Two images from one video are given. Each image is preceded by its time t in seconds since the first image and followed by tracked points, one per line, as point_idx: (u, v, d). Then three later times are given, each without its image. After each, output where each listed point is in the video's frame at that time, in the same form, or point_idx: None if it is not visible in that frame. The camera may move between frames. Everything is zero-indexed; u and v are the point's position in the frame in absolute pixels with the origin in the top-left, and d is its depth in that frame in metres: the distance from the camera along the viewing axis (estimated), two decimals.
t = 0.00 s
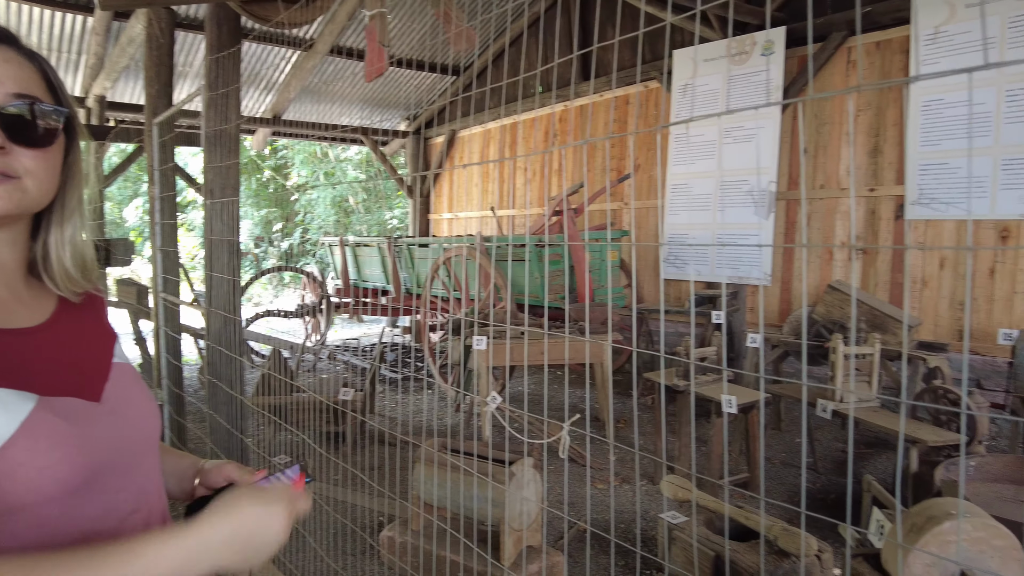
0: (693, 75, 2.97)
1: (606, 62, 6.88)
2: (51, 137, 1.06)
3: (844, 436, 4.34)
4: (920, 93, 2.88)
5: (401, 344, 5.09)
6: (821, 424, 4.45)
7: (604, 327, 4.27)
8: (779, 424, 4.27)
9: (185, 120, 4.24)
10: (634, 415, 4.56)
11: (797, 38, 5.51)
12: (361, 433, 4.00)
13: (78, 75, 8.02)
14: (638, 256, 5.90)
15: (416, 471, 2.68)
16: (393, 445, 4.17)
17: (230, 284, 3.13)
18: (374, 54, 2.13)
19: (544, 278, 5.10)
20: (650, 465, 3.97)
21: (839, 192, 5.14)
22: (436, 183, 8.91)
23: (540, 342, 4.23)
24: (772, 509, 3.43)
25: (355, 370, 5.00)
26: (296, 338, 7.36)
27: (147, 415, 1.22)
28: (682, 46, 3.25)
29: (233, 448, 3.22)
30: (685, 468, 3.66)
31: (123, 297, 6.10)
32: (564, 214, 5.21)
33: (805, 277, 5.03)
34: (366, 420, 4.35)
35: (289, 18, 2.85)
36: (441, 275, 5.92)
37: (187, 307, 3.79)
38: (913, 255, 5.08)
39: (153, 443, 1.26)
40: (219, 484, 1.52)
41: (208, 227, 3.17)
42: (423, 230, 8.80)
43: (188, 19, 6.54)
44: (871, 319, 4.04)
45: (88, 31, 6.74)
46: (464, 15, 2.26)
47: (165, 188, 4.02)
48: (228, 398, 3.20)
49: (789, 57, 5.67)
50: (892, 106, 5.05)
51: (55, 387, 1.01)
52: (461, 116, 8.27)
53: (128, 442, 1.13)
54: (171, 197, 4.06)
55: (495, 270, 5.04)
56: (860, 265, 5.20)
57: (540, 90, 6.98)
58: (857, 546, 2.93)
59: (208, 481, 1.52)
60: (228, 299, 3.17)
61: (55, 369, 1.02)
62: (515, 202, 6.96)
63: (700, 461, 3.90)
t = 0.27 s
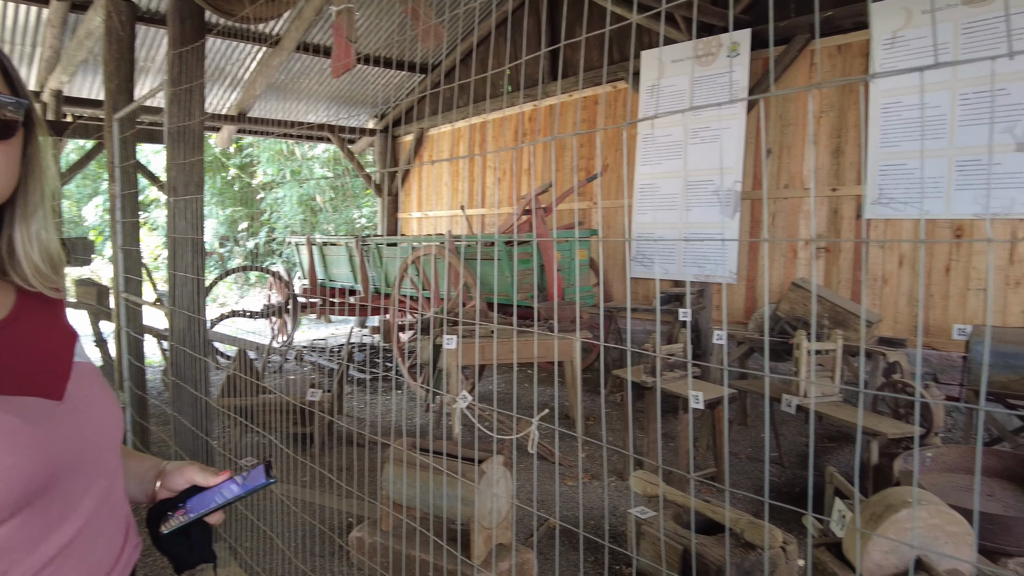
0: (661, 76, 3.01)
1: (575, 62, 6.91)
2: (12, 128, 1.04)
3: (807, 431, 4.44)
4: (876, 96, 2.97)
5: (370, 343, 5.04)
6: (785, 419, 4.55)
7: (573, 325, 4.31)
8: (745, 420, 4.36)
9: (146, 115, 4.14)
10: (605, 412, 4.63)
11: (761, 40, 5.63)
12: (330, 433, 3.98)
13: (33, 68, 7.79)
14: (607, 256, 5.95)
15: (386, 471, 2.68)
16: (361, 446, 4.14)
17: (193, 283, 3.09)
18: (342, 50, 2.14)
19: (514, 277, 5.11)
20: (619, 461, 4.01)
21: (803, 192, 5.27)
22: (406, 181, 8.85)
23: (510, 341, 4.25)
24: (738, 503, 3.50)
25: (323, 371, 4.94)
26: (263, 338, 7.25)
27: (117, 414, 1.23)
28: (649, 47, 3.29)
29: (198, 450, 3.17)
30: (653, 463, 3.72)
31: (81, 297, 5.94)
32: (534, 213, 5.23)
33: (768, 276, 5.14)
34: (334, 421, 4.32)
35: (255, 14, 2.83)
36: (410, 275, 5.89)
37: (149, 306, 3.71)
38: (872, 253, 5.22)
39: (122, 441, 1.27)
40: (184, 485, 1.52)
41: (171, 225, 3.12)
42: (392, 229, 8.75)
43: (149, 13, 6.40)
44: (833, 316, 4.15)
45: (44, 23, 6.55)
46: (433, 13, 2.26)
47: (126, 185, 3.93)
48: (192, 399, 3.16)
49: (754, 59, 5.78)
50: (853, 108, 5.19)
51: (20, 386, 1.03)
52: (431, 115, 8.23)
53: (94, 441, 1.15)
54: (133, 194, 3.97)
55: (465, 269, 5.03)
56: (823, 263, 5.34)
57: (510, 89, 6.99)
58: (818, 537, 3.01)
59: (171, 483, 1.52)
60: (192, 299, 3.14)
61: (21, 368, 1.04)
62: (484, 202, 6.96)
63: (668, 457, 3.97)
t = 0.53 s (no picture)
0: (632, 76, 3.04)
1: (548, 62, 6.94)
2: None
3: (776, 426, 4.53)
4: (841, 98, 3.04)
5: (342, 344, 5.00)
6: (755, 415, 4.63)
7: (546, 324, 4.32)
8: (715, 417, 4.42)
9: (110, 112, 4.06)
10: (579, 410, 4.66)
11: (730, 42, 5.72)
12: (301, 435, 3.94)
13: None
14: (580, 255, 5.99)
15: (357, 472, 2.66)
16: (333, 447, 4.10)
17: (160, 284, 3.04)
18: (312, 48, 2.12)
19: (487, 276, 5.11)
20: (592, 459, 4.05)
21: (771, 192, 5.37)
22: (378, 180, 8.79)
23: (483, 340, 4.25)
24: (708, 498, 3.56)
25: (294, 372, 4.88)
26: (232, 340, 7.14)
27: (72, 420, 1.26)
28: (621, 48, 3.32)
29: (164, 453, 3.11)
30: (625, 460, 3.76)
31: (42, 298, 5.78)
32: (508, 212, 5.23)
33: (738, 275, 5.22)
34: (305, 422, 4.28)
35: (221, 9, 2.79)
36: (382, 274, 5.85)
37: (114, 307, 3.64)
38: (838, 252, 5.33)
39: (80, 446, 1.30)
40: (151, 490, 1.51)
41: (136, 225, 3.07)
42: (364, 228, 8.68)
43: (112, 7, 6.27)
44: (800, 314, 4.24)
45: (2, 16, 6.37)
46: (403, 12, 2.26)
47: (89, 184, 3.85)
48: (159, 401, 3.10)
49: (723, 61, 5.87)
50: (819, 110, 5.29)
51: None
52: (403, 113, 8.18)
53: (43, 447, 1.18)
54: (96, 193, 3.88)
55: (438, 268, 5.02)
56: (790, 262, 5.44)
57: (482, 88, 6.99)
58: (785, 530, 3.08)
59: (137, 488, 1.51)
60: (159, 300, 3.08)
61: None
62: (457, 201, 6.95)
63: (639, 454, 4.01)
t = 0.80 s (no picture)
0: (607, 77, 3.05)
1: (523, 62, 6.94)
2: None
3: (748, 423, 4.59)
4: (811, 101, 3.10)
5: (316, 345, 4.95)
6: (728, 412, 4.69)
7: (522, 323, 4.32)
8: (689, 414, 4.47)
9: (75, 109, 3.97)
10: (555, 409, 4.68)
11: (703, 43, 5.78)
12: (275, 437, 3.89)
13: None
14: (555, 254, 6.01)
15: (330, 475, 2.64)
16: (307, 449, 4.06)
17: (129, 285, 2.99)
18: (283, 46, 2.10)
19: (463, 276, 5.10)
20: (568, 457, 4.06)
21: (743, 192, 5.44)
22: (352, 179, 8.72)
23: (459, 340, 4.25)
24: (682, 495, 3.60)
25: (267, 373, 4.83)
26: (204, 341, 7.04)
27: (31, 423, 1.23)
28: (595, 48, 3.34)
29: (133, 457, 3.06)
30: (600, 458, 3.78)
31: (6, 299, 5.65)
32: (483, 212, 5.23)
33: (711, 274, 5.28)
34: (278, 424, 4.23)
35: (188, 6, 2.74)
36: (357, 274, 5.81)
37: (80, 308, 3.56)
38: (808, 251, 5.42)
39: (39, 450, 1.27)
40: (112, 487, 1.52)
41: (103, 224, 3.01)
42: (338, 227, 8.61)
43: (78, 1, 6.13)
44: (772, 312, 4.30)
45: None
46: (375, 11, 2.25)
47: (54, 182, 3.76)
48: (127, 404, 3.04)
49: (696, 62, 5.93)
50: (790, 111, 5.37)
51: None
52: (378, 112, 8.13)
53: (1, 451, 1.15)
54: (61, 192, 3.79)
55: (414, 268, 5.00)
56: (762, 260, 5.52)
57: (458, 87, 6.97)
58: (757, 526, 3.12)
59: (96, 486, 1.52)
60: (127, 301, 3.03)
61: None
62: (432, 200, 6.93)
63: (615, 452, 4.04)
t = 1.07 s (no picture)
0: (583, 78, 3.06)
1: (500, 62, 6.94)
2: None
3: (723, 421, 4.65)
4: (783, 103, 3.15)
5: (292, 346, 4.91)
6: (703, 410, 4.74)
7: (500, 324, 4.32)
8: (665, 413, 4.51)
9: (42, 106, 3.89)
10: (532, 409, 4.68)
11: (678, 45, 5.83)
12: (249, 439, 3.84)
13: None
14: (532, 254, 6.02)
15: (305, 477, 2.62)
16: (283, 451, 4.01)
17: (98, 286, 2.93)
18: (255, 44, 2.08)
19: (440, 276, 5.09)
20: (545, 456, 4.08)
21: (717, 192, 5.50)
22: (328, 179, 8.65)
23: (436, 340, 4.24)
24: (658, 493, 3.63)
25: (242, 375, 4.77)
26: (177, 343, 6.93)
27: None
28: (571, 49, 3.35)
29: (103, 461, 3.00)
30: (577, 457, 3.80)
31: None
32: (460, 212, 5.22)
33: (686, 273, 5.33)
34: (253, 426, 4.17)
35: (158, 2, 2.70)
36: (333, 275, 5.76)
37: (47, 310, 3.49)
38: (781, 251, 5.50)
39: None
40: (80, 489, 1.52)
41: (71, 224, 2.96)
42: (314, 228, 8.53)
43: None
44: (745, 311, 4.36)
45: None
46: (348, 10, 2.24)
47: (19, 181, 3.69)
48: (97, 408, 2.99)
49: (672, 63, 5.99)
50: (763, 113, 5.45)
51: None
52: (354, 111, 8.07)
53: None
54: (27, 191, 3.71)
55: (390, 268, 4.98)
56: (736, 260, 5.59)
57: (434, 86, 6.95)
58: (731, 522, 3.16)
59: (62, 488, 1.52)
60: (96, 303, 2.98)
61: None
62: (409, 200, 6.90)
63: (591, 450, 4.07)
